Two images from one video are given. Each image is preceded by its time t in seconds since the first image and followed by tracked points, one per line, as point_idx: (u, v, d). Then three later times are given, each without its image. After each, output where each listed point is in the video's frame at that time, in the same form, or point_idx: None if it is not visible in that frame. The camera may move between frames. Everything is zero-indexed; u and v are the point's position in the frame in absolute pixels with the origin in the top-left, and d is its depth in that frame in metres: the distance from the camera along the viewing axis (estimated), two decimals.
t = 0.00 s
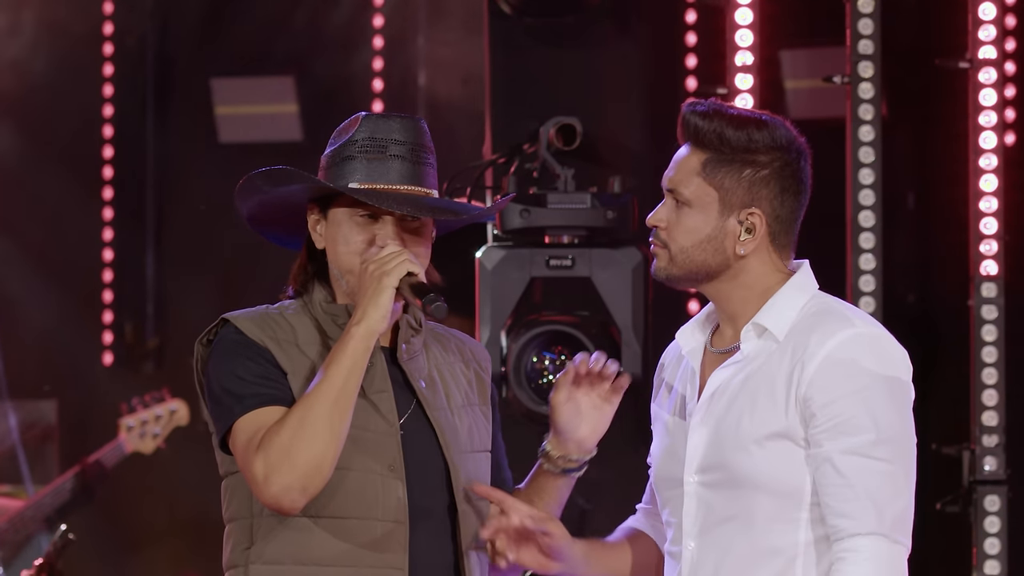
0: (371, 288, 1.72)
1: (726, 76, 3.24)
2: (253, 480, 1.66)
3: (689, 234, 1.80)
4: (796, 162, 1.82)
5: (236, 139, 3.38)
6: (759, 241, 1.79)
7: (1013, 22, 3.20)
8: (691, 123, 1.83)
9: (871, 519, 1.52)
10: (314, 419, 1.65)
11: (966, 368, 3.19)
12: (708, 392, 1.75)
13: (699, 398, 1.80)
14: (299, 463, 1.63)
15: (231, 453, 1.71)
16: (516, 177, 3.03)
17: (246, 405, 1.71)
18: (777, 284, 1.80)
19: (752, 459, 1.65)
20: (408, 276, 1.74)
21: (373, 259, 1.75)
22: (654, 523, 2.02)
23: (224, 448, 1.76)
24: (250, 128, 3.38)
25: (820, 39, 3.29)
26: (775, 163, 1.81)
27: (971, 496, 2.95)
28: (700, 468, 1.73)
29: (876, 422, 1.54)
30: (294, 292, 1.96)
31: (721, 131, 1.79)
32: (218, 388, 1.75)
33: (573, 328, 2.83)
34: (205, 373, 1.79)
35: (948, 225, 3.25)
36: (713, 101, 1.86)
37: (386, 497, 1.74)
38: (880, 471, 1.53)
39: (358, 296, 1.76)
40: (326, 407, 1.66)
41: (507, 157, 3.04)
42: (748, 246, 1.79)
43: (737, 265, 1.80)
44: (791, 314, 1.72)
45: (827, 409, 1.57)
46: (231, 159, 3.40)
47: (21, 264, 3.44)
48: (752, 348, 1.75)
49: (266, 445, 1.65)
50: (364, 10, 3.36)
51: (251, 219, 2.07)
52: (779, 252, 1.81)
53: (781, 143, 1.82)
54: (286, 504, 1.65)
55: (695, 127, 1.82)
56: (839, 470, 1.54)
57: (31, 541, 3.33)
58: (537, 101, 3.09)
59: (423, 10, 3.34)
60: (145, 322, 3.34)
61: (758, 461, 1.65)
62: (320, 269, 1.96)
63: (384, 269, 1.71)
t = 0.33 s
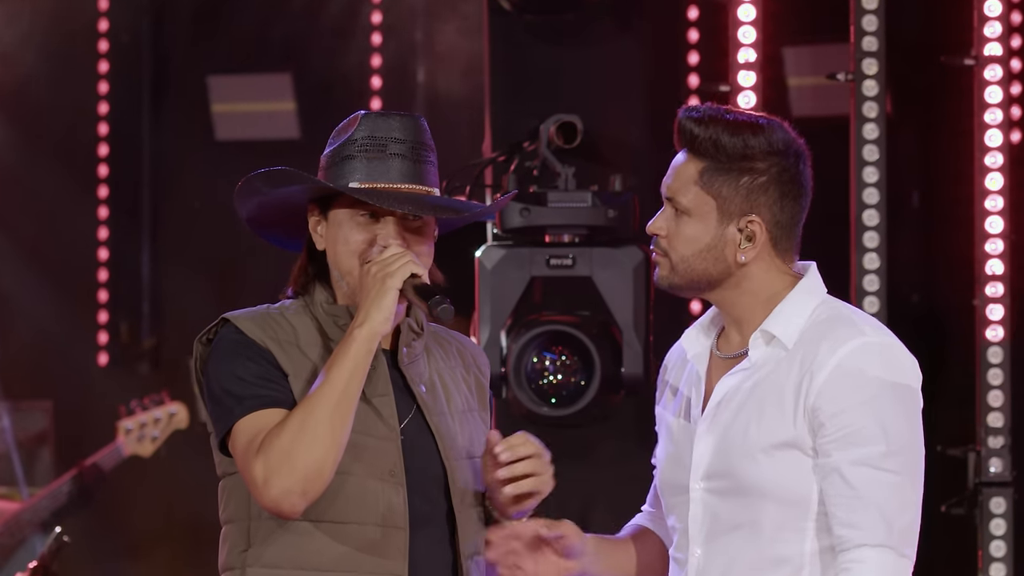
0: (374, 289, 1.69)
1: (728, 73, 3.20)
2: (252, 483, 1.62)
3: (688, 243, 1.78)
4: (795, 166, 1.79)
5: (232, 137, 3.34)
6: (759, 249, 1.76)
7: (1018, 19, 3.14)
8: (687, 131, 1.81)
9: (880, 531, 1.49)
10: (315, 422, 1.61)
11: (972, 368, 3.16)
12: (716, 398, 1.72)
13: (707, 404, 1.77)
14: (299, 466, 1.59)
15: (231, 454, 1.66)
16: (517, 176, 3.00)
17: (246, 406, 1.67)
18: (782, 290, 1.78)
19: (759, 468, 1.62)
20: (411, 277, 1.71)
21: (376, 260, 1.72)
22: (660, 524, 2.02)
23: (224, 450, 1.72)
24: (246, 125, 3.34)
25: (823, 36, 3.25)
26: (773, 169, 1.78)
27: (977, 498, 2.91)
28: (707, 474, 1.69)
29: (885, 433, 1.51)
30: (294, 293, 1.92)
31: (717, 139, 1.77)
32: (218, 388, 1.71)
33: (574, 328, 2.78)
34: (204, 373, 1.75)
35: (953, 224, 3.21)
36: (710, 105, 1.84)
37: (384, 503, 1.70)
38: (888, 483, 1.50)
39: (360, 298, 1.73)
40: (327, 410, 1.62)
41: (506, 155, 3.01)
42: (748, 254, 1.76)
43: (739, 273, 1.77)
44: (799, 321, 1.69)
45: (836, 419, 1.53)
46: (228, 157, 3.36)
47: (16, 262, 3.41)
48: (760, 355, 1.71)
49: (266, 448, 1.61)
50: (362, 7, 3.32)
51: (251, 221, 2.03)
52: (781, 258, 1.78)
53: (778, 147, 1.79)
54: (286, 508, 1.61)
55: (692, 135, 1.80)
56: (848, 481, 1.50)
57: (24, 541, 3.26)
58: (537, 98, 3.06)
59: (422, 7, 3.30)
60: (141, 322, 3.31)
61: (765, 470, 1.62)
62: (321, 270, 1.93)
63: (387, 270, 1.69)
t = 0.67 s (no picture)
0: (380, 290, 1.66)
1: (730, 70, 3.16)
2: (256, 487, 1.58)
3: (738, 228, 1.74)
4: (850, 154, 1.72)
5: (229, 135, 3.31)
6: (808, 237, 1.71)
7: None
8: (745, 111, 1.76)
9: (886, 531, 1.45)
10: (320, 425, 1.58)
11: (978, 368, 3.12)
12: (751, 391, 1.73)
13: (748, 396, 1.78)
14: (304, 471, 1.56)
15: (234, 457, 1.63)
16: (516, 173, 2.98)
17: (250, 409, 1.64)
18: (829, 281, 1.73)
19: (779, 462, 1.61)
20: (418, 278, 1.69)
21: (381, 261, 1.70)
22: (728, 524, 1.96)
23: (227, 453, 1.69)
24: (243, 123, 3.30)
25: (827, 33, 3.21)
26: (826, 156, 1.71)
27: (982, 501, 2.87)
28: (736, 469, 1.70)
29: (898, 430, 1.47)
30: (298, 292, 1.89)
31: (770, 123, 1.72)
32: (222, 391, 1.67)
33: (576, 329, 2.77)
34: (208, 375, 1.72)
35: (958, 223, 3.18)
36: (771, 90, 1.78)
37: (388, 509, 1.67)
38: (899, 481, 1.46)
39: (366, 298, 1.70)
40: (331, 413, 1.59)
41: (506, 153, 2.99)
42: (797, 241, 1.71)
43: (786, 261, 1.73)
44: (834, 315, 1.67)
45: (851, 414, 1.51)
46: (225, 155, 3.32)
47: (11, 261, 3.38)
48: (794, 349, 1.71)
49: (270, 452, 1.58)
50: (361, 3, 3.28)
51: (253, 221, 2.00)
52: (834, 248, 1.72)
53: (834, 135, 1.71)
54: (290, 513, 1.58)
55: (748, 116, 1.75)
56: (856, 477, 1.48)
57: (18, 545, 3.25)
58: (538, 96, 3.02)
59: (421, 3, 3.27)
60: (137, 321, 3.27)
61: (783, 464, 1.60)
62: (325, 269, 1.89)
63: (392, 270, 1.67)
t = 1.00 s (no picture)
0: (382, 289, 1.63)
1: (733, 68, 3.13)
2: (258, 490, 1.55)
3: (814, 233, 1.73)
4: (933, 167, 1.68)
5: (226, 134, 3.27)
6: (883, 248, 1.69)
7: None
8: (832, 113, 1.73)
9: (967, 545, 1.45)
10: (322, 426, 1.54)
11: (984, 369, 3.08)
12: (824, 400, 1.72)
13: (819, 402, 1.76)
14: (307, 473, 1.52)
15: (237, 460, 1.60)
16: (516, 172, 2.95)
17: (251, 412, 1.60)
18: (903, 292, 1.70)
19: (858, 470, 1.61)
20: (420, 276, 1.66)
21: (383, 259, 1.66)
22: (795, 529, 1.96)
23: (230, 458, 1.65)
24: (240, 122, 3.27)
25: (831, 30, 3.18)
26: (907, 169, 1.68)
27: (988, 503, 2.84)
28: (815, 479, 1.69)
29: (980, 445, 1.47)
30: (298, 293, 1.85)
31: (853, 129, 1.70)
32: (223, 393, 1.64)
33: (577, 329, 2.73)
34: (208, 378, 1.68)
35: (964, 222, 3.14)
36: (859, 93, 1.75)
37: (390, 513, 1.64)
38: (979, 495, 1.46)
39: (368, 298, 1.66)
40: (333, 415, 1.56)
41: (506, 152, 2.96)
42: (872, 253, 1.69)
43: (860, 271, 1.71)
44: (911, 325, 1.64)
45: (933, 427, 1.50)
46: (221, 154, 3.29)
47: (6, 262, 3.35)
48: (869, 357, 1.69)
49: (272, 454, 1.54)
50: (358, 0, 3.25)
51: (251, 222, 1.97)
52: (909, 259, 1.69)
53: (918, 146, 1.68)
54: (293, 516, 1.54)
55: (834, 119, 1.73)
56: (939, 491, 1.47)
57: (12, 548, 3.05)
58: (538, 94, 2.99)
59: None
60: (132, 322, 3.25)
61: (862, 476, 1.60)
62: (326, 270, 1.85)
63: (394, 269, 1.63)
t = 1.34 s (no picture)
0: (377, 285, 1.60)
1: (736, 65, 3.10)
2: (251, 490, 1.52)
3: (851, 233, 1.73)
4: (972, 167, 1.68)
5: (223, 132, 3.24)
6: (921, 249, 1.70)
7: None
8: (871, 112, 1.73)
9: None
10: (315, 423, 1.51)
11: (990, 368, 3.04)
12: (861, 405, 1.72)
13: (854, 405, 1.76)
14: (299, 471, 1.49)
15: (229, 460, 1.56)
16: (517, 171, 2.94)
17: (245, 411, 1.57)
18: (941, 291, 1.72)
19: (905, 477, 1.61)
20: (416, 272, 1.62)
21: (378, 256, 1.63)
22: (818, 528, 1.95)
23: (224, 458, 1.62)
24: (238, 120, 3.24)
25: (834, 27, 3.14)
26: (947, 170, 1.68)
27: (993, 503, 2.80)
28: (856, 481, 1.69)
29: None
30: (295, 292, 1.82)
31: (891, 129, 1.70)
32: (217, 393, 1.61)
33: (577, 330, 2.70)
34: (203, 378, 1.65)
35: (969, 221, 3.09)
36: (896, 89, 1.75)
37: (383, 516, 1.60)
38: None
39: (363, 295, 1.63)
40: (327, 412, 1.52)
41: (506, 150, 2.93)
42: (910, 255, 1.69)
43: (899, 271, 1.72)
44: (950, 327, 1.65)
45: (987, 433, 1.51)
46: (218, 152, 3.25)
47: None
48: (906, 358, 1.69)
49: (264, 452, 1.51)
50: None
51: (249, 221, 1.94)
52: (946, 258, 1.70)
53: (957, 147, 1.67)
54: (286, 515, 1.51)
55: (873, 119, 1.73)
56: (999, 497, 1.49)
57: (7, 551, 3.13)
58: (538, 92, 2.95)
59: None
60: (127, 323, 3.26)
61: (910, 480, 1.60)
62: (324, 269, 1.82)
63: (390, 265, 1.60)
